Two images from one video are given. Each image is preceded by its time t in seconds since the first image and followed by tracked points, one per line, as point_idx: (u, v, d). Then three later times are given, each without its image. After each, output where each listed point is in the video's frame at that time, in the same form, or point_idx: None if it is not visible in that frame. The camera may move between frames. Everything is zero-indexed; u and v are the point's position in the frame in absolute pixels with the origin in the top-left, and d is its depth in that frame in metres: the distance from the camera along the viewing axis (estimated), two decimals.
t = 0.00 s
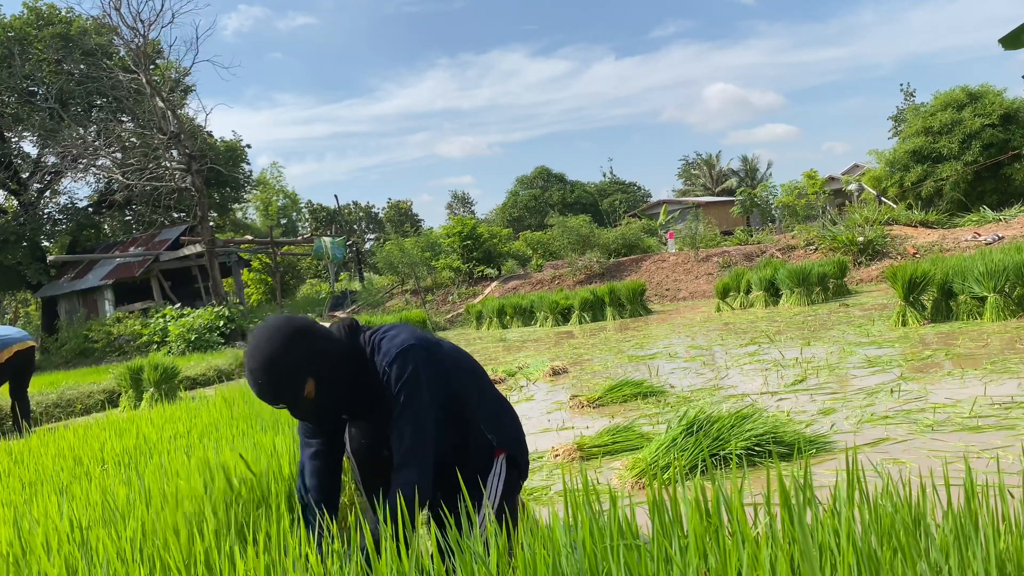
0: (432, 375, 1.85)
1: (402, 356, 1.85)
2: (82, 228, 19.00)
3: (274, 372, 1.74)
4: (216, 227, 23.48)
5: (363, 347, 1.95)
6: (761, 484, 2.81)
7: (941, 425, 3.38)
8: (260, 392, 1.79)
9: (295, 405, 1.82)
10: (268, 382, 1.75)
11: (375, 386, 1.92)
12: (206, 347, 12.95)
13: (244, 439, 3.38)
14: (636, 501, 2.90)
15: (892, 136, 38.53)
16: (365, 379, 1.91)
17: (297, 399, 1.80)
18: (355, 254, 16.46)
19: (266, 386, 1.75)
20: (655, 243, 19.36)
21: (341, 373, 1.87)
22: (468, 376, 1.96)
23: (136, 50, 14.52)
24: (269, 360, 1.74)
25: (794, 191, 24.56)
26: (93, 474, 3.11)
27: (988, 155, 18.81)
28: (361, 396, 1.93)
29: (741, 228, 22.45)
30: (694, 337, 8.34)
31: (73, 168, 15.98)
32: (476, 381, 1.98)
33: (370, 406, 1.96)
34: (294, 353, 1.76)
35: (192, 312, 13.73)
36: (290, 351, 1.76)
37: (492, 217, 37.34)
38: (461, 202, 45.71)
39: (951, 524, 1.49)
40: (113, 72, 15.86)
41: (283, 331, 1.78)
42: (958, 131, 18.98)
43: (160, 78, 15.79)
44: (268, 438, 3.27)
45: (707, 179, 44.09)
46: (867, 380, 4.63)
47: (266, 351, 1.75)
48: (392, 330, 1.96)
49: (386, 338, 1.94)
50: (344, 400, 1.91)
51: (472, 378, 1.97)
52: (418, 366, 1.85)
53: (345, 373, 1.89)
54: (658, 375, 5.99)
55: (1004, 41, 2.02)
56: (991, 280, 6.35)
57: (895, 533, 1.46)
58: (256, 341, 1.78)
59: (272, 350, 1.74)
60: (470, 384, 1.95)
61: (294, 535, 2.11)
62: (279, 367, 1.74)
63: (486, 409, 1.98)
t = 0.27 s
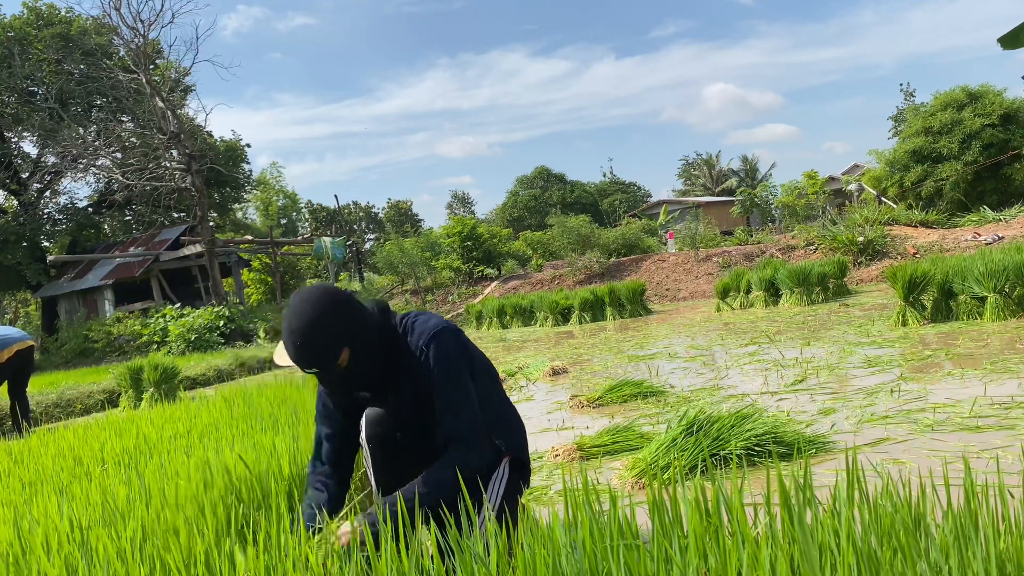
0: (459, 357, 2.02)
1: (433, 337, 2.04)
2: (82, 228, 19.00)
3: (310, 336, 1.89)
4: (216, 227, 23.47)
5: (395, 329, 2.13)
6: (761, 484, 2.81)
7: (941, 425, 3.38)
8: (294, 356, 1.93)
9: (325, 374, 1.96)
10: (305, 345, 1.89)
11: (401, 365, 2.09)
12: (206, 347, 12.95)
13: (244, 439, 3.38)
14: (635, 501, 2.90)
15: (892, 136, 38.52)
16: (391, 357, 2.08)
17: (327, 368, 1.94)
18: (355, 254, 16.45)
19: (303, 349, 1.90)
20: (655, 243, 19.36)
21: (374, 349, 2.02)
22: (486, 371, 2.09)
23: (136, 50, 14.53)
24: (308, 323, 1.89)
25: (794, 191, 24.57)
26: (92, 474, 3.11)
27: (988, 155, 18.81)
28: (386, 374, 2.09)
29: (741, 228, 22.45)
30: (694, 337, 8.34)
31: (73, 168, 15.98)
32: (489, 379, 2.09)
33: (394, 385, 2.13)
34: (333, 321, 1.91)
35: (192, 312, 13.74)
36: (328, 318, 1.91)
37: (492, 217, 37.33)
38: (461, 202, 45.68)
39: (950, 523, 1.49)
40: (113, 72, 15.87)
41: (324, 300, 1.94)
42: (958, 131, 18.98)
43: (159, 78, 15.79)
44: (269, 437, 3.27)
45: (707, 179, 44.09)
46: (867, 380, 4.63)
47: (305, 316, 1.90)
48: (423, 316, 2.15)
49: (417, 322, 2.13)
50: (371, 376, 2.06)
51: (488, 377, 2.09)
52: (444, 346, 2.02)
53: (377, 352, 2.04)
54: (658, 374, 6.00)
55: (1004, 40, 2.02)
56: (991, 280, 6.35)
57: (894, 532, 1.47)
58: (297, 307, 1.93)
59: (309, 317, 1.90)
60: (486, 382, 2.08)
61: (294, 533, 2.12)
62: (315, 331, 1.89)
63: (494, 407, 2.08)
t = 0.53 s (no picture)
0: (511, 334, 2.24)
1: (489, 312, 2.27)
2: (82, 228, 18.99)
3: (375, 287, 2.07)
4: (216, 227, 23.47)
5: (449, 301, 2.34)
6: (761, 484, 2.80)
7: (941, 425, 3.38)
8: (353, 304, 2.10)
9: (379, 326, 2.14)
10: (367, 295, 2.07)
11: (452, 334, 2.29)
12: (206, 347, 12.95)
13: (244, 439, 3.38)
14: (636, 501, 2.90)
15: (892, 136, 38.51)
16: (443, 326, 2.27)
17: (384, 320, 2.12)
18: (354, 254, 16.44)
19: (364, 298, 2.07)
20: (655, 243, 19.35)
21: (429, 314, 2.23)
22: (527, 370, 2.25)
23: (136, 50, 14.54)
24: (375, 275, 2.07)
25: (795, 191, 24.56)
26: (92, 474, 3.11)
27: (988, 155, 18.80)
28: (434, 339, 2.29)
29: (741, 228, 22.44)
30: (694, 337, 8.34)
31: (73, 168, 15.98)
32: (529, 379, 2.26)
33: (438, 352, 2.32)
34: (397, 276, 2.11)
35: (192, 312, 13.74)
36: (391, 273, 2.10)
37: (492, 217, 37.31)
38: (461, 202, 45.65)
39: (951, 524, 1.49)
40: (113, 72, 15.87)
41: (393, 256, 2.13)
42: (958, 131, 18.97)
43: (159, 78, 15.79)
44: (269, 437, 3.27)
45: (707, 179, 44.08)
46: (867, 380, 4.63)
47: (370, 268, 2.08)
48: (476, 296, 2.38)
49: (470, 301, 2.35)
50: (421, 338, 2.26)
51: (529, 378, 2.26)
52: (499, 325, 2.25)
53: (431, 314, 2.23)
54: (658, 374, 5.99)
55: (1004, 40, 2.03)
56: (991, 280, 6.34)
57: (895, 533, 1.46)
58: (364, 258, 2.11)
59: (377, 268, 2.08)
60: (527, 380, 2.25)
61: (294, 533, 2.11)
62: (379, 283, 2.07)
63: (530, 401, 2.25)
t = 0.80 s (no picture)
0: (551, 342, 2.19)
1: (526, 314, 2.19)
2: (82, 228, 18.99)
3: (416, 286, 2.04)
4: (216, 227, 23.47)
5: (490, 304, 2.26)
6: (761, 484, 2.80)
7: (942, 425, 3.37)
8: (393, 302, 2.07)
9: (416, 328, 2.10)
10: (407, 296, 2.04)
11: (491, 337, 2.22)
12: (206, 347, 12.95)
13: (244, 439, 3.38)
14: (636, 501, 2.90)
15: (892, 136, 38.53)
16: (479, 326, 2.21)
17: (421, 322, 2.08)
18: (355, 254, 16.44)
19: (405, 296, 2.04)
20: (655, 243, 19.36)
21: (469, 314, 2.17)
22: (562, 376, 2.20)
23: (136, 50, 14.54)
24: (417, 276, 2.02)
25: (795, 191, 24.57)
26: (92, 474, 3.11)
27: (988, 155, 18.80)
28: (469, 341, 2.24)
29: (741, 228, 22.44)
30: (694, 337, 8.34)
31: (73, 168, 15.98)
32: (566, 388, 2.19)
33: (473, 353, 2.25)
34: (439, 276, 2.07)
35: (192, 312, 13.75)
36: (433, 271, 2.06)
37: (492, 217, 37.31)
38: (461, 202, 45.66)
39: (952, 524, 1.49)
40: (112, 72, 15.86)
41: (435, 257, 2.09)
42: (958, 131, 18.97)
43: (159, 78, 15.79)
44: (269, 437, 3.26)
45: (707, 179, 44.09)
46: (867, 380, 4.63)
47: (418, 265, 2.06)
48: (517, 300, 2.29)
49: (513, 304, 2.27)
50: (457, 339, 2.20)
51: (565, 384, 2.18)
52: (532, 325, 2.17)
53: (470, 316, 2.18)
54: (658, 375, 5.99)
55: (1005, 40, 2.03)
56: (991, 280, 6.34)
57: (895, 532, 1.46)
58: (406, 257, 2.06)
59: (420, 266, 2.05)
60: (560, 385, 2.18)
61: (294, 533, 2.11)
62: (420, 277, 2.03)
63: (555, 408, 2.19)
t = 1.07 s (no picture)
0: (571, 327, 2.20)
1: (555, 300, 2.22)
2: (82, 228, 18.98)
3: (452, 267, 1.98)
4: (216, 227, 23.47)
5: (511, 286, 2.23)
6: (761, 484, 2.80)
7: (942, 425, 3.37)
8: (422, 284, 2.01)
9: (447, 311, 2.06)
10: (441, 280, 1.98)
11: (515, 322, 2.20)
12: (206, 347, 12.94)
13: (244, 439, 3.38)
14: (636, 501, 2.90)
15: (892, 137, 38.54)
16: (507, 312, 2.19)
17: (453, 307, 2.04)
18: (354, 254, 16.43)
19: (440, 279, 1.98)
20: (655, 243, 19.36)
21: (497, 295, 2.15)
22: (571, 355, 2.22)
23: (136, 50, 14.54)
24: (447, 256, 1.97)
25: (795, 191, 24.57)
26: (92, 474, 3.11)
27: (988, 155, 18.80)
28: (493, 325, 2.20)
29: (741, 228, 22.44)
30: (694, 337, 8.34)
31: (73, 168, 15.98)
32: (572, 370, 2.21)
33: (496, 337, 2.22)
34: (471, 256, 2.02)
35: (192, 312, 13.75)
36: (466, 253, 2.01)
37: (492, 217, 37.31)
38: (461, 202, 45.64)
39: (951, 524, 1.49)
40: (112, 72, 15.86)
41: (465, 238, 2.04)
42: (958, 131, 18.96)
43: (159, 78, 15.79)
44: (268, 437, 3.26)
45: (707, 179, 44.08)
46: (867, 380, 4.63)
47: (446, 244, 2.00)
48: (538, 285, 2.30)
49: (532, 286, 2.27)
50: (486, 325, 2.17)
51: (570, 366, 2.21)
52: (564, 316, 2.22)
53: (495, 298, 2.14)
54: (658, 375, 5.99)
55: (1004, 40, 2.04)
56: (991, 280, 6.34)
57: (895, 532, 1.46)
58: (434, 236, 2.01)
59: (453, 247, 2.00)
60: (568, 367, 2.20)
61: (294, 533, 2.10)
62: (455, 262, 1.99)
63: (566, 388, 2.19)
